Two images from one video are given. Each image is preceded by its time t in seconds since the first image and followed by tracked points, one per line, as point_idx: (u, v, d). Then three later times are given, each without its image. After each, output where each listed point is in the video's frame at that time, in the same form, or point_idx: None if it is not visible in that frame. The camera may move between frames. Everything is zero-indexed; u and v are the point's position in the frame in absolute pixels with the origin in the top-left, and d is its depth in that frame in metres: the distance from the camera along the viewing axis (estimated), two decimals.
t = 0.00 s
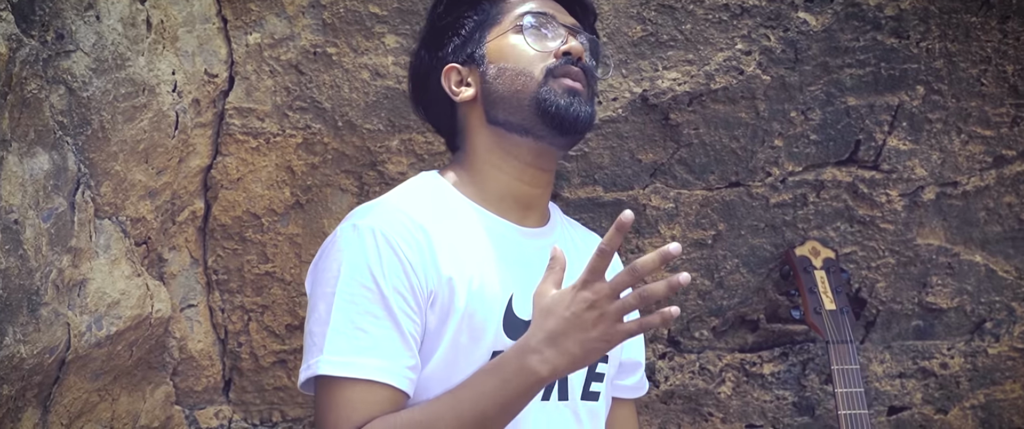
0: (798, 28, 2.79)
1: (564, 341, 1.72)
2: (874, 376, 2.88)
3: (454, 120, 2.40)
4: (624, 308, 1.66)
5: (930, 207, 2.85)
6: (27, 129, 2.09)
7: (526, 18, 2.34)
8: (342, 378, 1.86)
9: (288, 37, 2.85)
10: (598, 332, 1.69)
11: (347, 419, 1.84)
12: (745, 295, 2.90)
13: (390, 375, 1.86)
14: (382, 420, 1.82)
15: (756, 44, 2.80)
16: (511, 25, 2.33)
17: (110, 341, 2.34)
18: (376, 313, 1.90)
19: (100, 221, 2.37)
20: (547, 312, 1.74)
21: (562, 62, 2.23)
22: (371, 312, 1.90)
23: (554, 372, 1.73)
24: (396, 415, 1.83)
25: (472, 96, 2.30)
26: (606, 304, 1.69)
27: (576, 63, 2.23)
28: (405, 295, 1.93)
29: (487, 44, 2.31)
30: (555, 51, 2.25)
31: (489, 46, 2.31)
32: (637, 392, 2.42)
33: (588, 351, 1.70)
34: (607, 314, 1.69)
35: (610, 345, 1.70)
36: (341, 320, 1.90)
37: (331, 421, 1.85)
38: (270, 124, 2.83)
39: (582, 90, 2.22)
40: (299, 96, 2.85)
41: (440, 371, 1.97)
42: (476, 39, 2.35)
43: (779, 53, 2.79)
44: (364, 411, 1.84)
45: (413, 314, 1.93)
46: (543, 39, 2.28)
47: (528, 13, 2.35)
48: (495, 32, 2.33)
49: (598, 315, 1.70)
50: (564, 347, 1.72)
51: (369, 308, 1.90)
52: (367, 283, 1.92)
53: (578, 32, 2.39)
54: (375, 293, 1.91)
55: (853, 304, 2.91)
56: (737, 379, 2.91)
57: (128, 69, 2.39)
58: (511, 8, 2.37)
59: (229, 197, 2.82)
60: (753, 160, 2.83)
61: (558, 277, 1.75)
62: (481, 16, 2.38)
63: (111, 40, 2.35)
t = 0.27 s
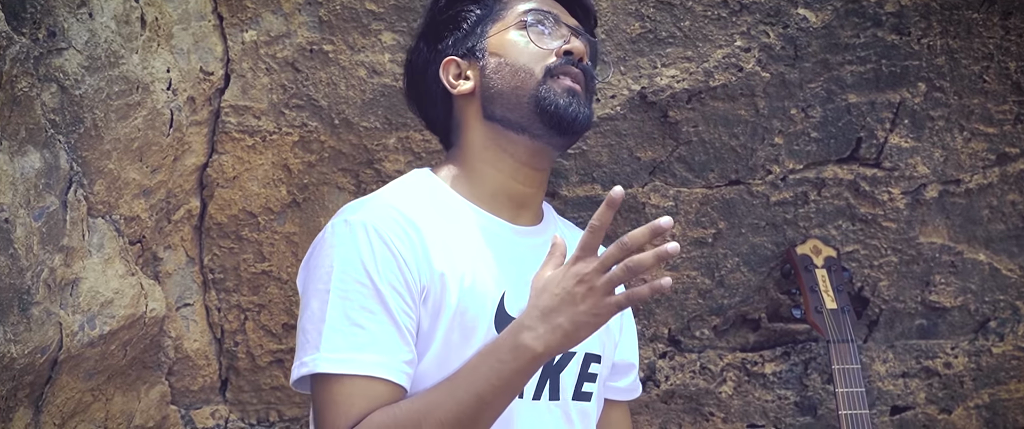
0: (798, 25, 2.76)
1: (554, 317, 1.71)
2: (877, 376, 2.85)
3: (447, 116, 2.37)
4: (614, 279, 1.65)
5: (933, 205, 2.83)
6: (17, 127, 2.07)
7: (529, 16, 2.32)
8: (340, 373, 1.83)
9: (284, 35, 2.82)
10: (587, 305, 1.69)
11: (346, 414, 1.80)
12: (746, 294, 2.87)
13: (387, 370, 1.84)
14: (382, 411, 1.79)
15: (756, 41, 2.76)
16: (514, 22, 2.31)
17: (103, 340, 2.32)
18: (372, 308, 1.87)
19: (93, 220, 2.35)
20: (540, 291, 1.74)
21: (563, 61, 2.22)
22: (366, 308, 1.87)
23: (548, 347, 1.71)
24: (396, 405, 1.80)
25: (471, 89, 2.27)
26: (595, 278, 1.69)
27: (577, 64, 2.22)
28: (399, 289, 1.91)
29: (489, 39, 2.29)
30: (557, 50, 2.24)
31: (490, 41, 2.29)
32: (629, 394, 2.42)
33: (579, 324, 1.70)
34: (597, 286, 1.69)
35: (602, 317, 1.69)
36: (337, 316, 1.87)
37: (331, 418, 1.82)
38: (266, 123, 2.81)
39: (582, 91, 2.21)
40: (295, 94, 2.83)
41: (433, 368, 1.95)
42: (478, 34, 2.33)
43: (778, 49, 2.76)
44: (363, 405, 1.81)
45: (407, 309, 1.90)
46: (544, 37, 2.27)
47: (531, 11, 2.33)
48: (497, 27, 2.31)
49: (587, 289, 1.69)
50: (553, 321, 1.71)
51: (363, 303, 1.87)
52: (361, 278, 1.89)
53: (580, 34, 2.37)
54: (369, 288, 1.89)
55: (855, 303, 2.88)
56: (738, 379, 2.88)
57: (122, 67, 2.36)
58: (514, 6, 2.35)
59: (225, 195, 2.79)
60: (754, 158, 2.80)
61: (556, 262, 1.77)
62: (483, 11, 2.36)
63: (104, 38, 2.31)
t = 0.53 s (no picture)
0: (798, 28, 2.73)
1: (544, 304, 1.72)
2: (881, 382, 2.82)
3: (444, 117, 2.34)
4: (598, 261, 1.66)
5: (936, 209, 2.79)
6: (9, 132, 2.04)
7: (533, 19, 2.29)
8: (337, 377, 1.80)
9: (281, 39, 2.78)
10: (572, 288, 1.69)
11: (344, 417, 1.77)
12: (748, 299, 2.84)
13: (384, 372, 1.81)
14: (381, 412, 1.76)
15: (756, 44, 2.74)
16: (516, 24, 2.28)
17: (97, 347, 2.25)
18: (367, 310, 1.85)
19: (87, 225, 2.29)
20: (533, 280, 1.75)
21: (565, 66, 2.20)
22: (362, 311, 1.85)
23: (539, 333, 1.71)
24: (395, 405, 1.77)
25: (470, 90, 2.24)
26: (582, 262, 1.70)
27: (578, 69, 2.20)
28: (395, 292, 1.88)
29: (490, 41, 2.26)
30: (559, 54, 2.21)
31: (492, 43, 2.26)
32: (625, 402, 2.40)
33: (565, 308, 1.69)
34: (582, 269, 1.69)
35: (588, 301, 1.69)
36: (332, 319, 1.84)
37: (329, 422, 1.78)
38: (263, 127, 2.76)
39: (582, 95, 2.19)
40: (292, 98, 2.78)
41: (429, 372, 1.92)
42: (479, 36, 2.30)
43: (779, 52, 2.73)
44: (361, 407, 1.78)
45: (402, 311, 1.88)
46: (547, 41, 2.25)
47: (534, 14, 2.31)
48: (499, 30, 2.28)
49: (573, 273, 1.70)
50: (542, 306, 1.72)
51: (359, 305, 1.85)
52: (356, 281, 1.87)
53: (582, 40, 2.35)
54: (365, 290, 1.86)
55: (858, 308, 2.85)
56: (741, 385, 2.85)
57: (116, 71, 2.31)
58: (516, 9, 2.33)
59: (221, 200, 2.75)
60: (754, 162, 2.77)
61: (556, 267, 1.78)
62: (484, 13, 2.33)
63: (98, 42, 2.26)
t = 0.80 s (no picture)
0: (798, 30, 2.70)
1: (534, 301, 1.73)
2: (884, 387, 2.79)
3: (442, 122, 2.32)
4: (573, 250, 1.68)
5: (939, 212, 2.77)
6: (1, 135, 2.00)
7: (525, 19, 2.27)
8: (333, 381, 1.77)
9: (277, 41, 2.73)
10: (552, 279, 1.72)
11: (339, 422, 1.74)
12: (750, 303, 2.81)
13: (381, 377, 1.78)
14: (377, 416, 1.73)
15: (756, 46, 2.71)
16: (508, 26, 2.26)
17: (92, 351, 2.21)
18: (364, 315, 1.82)
19: (81, 229, 2.25)
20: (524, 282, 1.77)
21: (558, 67, 2.17)
22: (359, 315, 1.82)
23: (531, 332, 1.71)
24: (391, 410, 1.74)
25: (465, 95, 2.22)
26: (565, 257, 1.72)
27: (571, 69, 2.17)
28: (392, 296, 1.86)
29: (483, 43, 2.24)
30: (551, 55, 2.19)
31: (485, 45, 2.23)
32: (624, 408, 2.37)
33: (551, 302, 1.71)
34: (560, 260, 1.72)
35: (573, 294, 1.69)
36: (329, 323, 1.82)
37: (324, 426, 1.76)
38: (259, 130, 2.72)
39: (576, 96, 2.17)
40: (289, 101, 2.74)
41: (425, 377, 1.90)
42: (473, 39, 2.27)
43: (779, 55, 2.71)
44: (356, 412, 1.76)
45: (399, 316, 1.86)
46: (540, 42, 2.22)
47: (528, 15, 2.28)
48: (492, 32, 2.26)
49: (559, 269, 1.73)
50: (531, 303, 1.73)
51: (356, 310, 1.82)
52: (353, 284, 1.84)
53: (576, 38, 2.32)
54: (361, 294, 1.84)
55: (861, 313, 2.82)
56: (742, 390, 2.82)
57: (110, 74, 2.27)
58: (510, 10, 2.30)
59: (219, 203, 2.72)
60: (755, 165, 2.74)
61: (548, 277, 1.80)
62: (478, 17, 2.31)
63: (92, 44, 2.22)
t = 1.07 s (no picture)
0: (800, 36, 2.68)
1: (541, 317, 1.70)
2: (889, 394, 2.77)
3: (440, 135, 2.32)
4: (578, 265, 1.65)
5: (943, 218, 2.74)
6: None
7: (503, 23, 2.25)
8: (335, 391, 1.76)
9: (277, 48, 2.70)
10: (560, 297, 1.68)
11: None
12: (754, 310, 2.79)
13: (381, 387, 1.77)
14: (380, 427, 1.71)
15: (757, 52, 2.69)
16: (487, 34, 2.25)
17: (90, 359, 2.19)
18: (365, 324, 1.81)
19: (79, 237, 2.23)
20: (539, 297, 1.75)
21: (536, 68, 2.16)
22: (360, 325, 1.81)
23: (539, 347, 1.69)
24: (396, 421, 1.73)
25: (454, 109, 2.22)
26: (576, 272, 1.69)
27: (550, 68, 2.15)
28: (393, 306, 1.84)
29: (466, 55, 2.23)
30: (529, 57, 2.17)
31: (467, 56, 2.23)
32: (632, 417, 2.33)
33: (557, 318, 1.68)
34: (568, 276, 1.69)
35: (579, 311, 1.65)
36: (330, 333, 1.80)
37: None
38: (259, 137, 2.68)
39: (560, 96, 2.14)
40: (289, 108, 2.70)
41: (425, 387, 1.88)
42: (456, 50, 2.27)
43: (781, 61, 2.68)
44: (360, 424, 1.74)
45: (400, 325, 1.84)
46: (518, 44, 2.20)
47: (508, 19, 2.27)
48: (474, 42, 2.25)
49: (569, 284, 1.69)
50: (539, 319, 1.71)
51: (356, 319, 1.81)
52: (354, 294, 1.83)
53: (560, 37, 2.29)
54: (362, 304, 1.82)
55: (865, 319, 2.81)
56: (746, 397, 2.80)
57: (109, 82, 2.25)
58: (489, 17, 2.30)
59: (219, 211, 2.67)
60: (758, 172, 2.72)
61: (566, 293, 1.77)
62: (461, 28, 2.31)
63: (90, 52, 2.21)
